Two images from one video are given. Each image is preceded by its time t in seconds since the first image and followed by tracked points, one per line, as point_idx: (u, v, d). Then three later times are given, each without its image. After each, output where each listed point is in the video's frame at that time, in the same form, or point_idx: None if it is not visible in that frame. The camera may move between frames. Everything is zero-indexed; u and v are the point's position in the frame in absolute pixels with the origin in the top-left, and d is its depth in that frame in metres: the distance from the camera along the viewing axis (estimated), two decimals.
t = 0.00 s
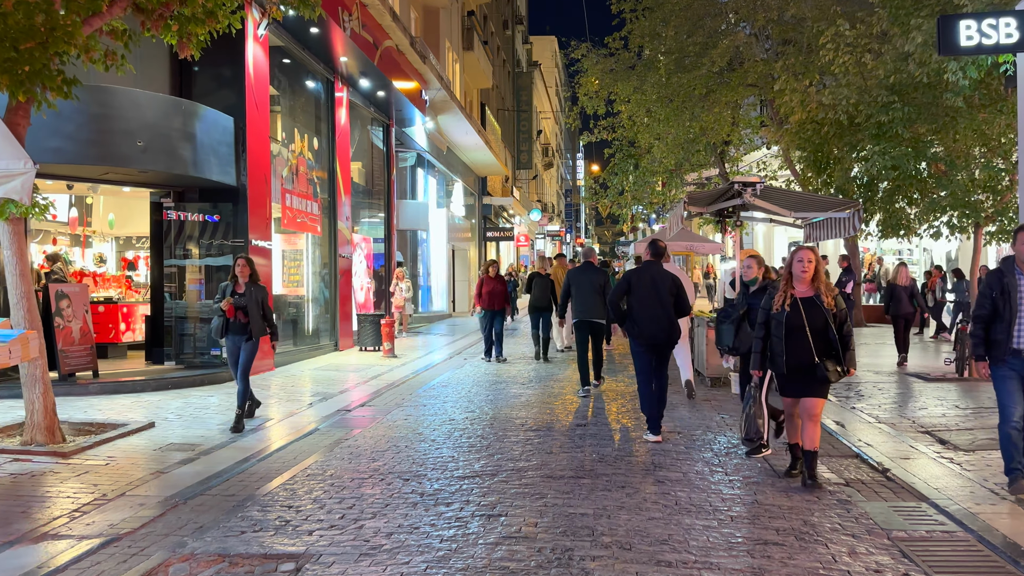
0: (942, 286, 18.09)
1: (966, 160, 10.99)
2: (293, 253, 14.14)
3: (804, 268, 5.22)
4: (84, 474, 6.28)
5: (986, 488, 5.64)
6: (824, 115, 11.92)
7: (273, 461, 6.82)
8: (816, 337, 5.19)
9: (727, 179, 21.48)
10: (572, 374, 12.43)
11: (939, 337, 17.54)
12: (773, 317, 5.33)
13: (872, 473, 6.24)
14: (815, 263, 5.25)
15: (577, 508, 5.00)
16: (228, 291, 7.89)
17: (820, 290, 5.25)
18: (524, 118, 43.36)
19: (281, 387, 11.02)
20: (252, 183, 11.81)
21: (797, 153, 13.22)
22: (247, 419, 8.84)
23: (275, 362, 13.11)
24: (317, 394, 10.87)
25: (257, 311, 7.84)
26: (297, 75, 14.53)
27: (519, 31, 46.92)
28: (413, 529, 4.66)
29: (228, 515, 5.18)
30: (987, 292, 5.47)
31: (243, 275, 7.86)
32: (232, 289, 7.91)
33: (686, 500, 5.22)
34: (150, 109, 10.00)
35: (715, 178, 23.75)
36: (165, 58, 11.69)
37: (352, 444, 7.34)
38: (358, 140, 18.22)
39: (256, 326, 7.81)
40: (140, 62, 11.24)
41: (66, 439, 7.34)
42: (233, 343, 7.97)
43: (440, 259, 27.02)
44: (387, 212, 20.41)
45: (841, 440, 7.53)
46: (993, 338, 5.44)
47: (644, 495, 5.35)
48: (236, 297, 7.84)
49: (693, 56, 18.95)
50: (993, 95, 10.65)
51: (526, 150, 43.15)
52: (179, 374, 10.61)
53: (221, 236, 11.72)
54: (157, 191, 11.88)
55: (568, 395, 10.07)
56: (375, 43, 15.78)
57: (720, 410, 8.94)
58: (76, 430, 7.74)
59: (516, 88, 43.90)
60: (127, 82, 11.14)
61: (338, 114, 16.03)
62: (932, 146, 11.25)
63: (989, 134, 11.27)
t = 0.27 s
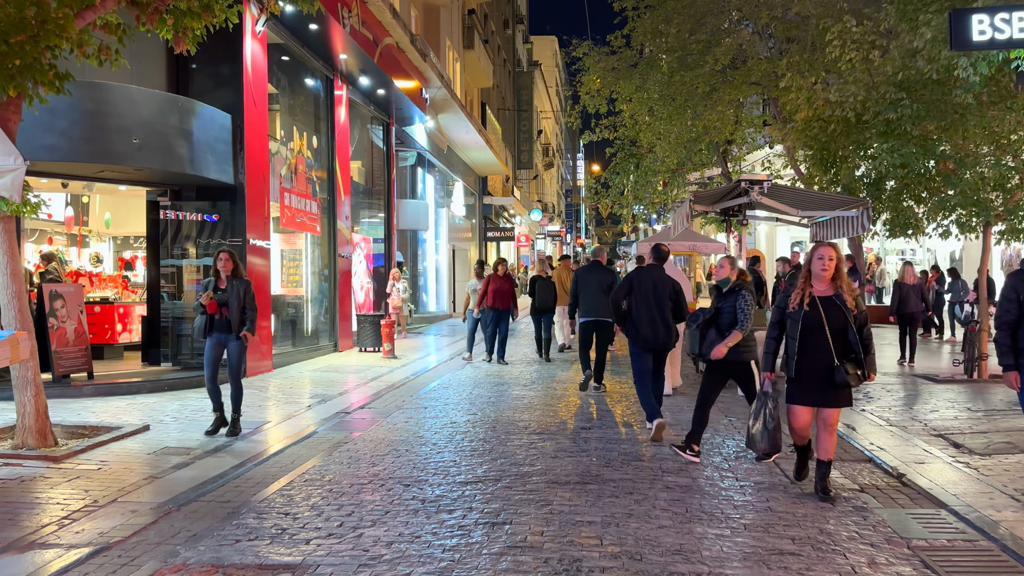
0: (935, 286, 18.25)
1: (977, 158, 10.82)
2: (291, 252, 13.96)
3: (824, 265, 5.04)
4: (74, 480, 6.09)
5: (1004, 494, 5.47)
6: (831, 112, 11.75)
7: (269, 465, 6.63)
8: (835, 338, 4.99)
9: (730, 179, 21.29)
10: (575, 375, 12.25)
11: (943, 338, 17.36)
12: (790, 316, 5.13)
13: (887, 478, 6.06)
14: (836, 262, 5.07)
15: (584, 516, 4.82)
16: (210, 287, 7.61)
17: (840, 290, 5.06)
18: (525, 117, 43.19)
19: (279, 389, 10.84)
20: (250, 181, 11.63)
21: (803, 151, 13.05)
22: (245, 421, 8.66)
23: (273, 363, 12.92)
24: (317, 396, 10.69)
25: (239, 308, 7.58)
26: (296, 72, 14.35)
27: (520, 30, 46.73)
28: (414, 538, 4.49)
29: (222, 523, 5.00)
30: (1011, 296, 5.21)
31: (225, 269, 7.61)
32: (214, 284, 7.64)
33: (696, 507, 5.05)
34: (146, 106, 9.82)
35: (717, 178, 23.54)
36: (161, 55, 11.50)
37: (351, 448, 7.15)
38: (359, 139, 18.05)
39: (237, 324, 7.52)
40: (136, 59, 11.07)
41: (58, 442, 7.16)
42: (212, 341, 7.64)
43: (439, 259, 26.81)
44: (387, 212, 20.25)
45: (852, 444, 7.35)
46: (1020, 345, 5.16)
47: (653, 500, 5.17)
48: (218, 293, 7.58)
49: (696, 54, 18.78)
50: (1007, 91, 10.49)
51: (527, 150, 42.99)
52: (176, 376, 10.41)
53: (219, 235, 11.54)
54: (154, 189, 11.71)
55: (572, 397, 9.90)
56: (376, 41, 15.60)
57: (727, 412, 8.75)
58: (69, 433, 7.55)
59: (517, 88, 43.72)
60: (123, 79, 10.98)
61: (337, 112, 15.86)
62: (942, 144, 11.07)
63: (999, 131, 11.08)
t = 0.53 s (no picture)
0: (931, 286, 18.23)
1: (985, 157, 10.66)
2: (289, 253, 13.81)
3: (839, 269, 4.84)
4: (64, 487, 5.93)
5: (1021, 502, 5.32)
6: (836, 111, 11.61)
7: (264, 472, 6.47)
8: (851, 345, 4.78)
9: (731, 179, 21.12)
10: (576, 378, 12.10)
11: (947, 340, 17.22)
12: (803, 323, 4.90)
13: (899, 486, 5.90)
14: (851, 265, 4.88)
15: (588, 527, 4.67)
16: (183, 296, 6.98)
17: (855, 295, 4.87)
18: (525, 117, 43.03)
19: (276, 393, 10.68)
20: (247, 181, 11.48)
21: (807, 151, 12.91)
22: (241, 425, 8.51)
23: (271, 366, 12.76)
24: (314, 399, 10.53)
25: (214, 319, 6.95)
26: (294, 71, 14.20)
27: (519, 31, 46.56)
28: (412, 551, 4.32)
29: (215, 533, 4.84)
30: None
31: (200, 278, 7.00)
32: (188, 294, 7.01)
33: (704, 517, 4.90)
34: (141, 105, 9.66)
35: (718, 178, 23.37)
36: (157, 54, 11.34)
37: (349, 453, 6.99)
38: (358, 139, 17.90)
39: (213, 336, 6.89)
40: (132, 57, 10.92)
41: (49, 448, 7.00)
42: (184, 355, 6.93)
43: (439, 260, 26.63)
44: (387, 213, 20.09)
45: (861, 449, 7.20)
46: None
47: (659, 510, 5.02)
48: (191, 303, 6.94)
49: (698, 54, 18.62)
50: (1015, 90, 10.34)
51: (527, 150, 42.83)
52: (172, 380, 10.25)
53: (217, 236, 11.38)
54: (150, 189, 11.56)
55: (573, 400, 9.75)
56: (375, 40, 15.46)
57: (731, 415, 8.59)
58: (60, 438, 7.39)
59: (517, 88, 43.55)
60: (118, 78, 10.82)
61: (336, 112, 15.71)
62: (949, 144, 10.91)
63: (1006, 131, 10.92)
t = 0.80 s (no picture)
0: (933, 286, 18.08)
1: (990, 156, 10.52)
2: (285, 253, 13.66)
3: (848, 270, 4.57)
4: (50, 493, 5.78)
5: None
6: (839, 109, 11.46)
7: (255, 477, 6.32)
8: (864, 350, 4.52)
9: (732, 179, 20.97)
10: (575, 380, 11.94)
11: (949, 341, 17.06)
12: (812, 328, 4.60)
13: (906, 492, 5.75)
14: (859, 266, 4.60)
15: (587, 536, 4.51)
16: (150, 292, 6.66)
17: (864, 297, 4.61)
18: (524, 117, 42.88)
19: (271, 395, 10.53)
20: (241, 180, 11.32)
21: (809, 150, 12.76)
22: (234, 429, 8.35)
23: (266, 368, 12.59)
24: (310, 402, 10.37)
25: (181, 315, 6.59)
26: (290, 69, 14.04)
27: (519, 31, 46.41)
28: (404, 561, 4.18)
29: (201, 542, 4.70)
30: None
31: (167, 272, 6.66)
32: (154, 288, 6.69)
33: (706, 525, 4.75)
34: (133, 103, 9.52)
35: (718, 178, 23.20)
36: (151, 51, 11.20)
37: (343, 458, 6.84)
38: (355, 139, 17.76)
39: (179, 334, 6.54)
40: (125, 55, 10.78)
41: (36, 453, 6.85)
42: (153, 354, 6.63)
43: (438, 261, 26.46)
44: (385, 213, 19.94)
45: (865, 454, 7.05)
46: None
47: (660, 518, 4.87)
48: (157, 299, 6.60)
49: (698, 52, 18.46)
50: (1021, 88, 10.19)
51: (527, 150, 42.67)
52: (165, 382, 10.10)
53: (212, 237, 11.25)
54: (143, 189, 11.41)
55: (572, 403, 9.60)
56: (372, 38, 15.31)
57: (732, 419, 8.44)
58: (48, 443, 7.24)
59: (516, 88, 43.39)
60: (111, 76, 10.68)
61: (333, 111, 15.56)
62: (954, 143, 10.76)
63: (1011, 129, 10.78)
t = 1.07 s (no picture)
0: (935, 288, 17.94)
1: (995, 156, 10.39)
2: (281, 255, 13.53)
3: (863, 273, 4.34)
4: (34, 502, 5.64)
5: None
6: (840, 109, 11.31)
7: (245, 484, 6.18)
8: (881, 358, 4.31)
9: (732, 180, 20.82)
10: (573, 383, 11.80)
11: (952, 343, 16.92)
12: (825, 335, 4.34)
13: (911, 501, 5.62)
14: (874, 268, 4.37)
15: (583, 548, 4.37)
16: (115, 304, 6.09)
17: (877, 301, 4.39)
18: (524, 118, 42.73)
19: (266, 399, 10.38)
20: (236, 181, 11.19)
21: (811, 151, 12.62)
22: (226, 434, 8.21)
23: (262, 370, 12.45)
24: (305, 405, 10.23)
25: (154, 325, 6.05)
26: (286, 69, 13.89)
27: (519, 31, 46.26)
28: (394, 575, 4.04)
29: (186, 554, 4.55)
30: None
31: (134, 280, 6.12)
32: (120, 299, 6.11)
33: (707, 536, 4.61)
34: (124, 103, 9.40)
35: (719, 179, 23.05)
36: (144, 50, 11.07)
37: (336, 464, 6.70)
38: (353, 140, 17.62)
39: (154, 346, 5.99)
40: (117, 55, 10.64)
41: (23, 459, 6.71)
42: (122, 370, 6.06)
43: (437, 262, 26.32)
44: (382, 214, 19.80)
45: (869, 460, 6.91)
46: None
47: (659, 529, 4.73)
48: (123, 311, 6.04)
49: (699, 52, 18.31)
50: None
51: (526, 151, 42.54)
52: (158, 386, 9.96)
53: (206, 239, 11.13)
54: (136, 190, 11.28)
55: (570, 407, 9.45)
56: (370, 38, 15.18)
57: (733, 424, 8.30)
58: (36, 448, 7.11)
59: (516, 89, 43.25)
60: (103, 75, 10.54)
61: (330, 111, 15.43)
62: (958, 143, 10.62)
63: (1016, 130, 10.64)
